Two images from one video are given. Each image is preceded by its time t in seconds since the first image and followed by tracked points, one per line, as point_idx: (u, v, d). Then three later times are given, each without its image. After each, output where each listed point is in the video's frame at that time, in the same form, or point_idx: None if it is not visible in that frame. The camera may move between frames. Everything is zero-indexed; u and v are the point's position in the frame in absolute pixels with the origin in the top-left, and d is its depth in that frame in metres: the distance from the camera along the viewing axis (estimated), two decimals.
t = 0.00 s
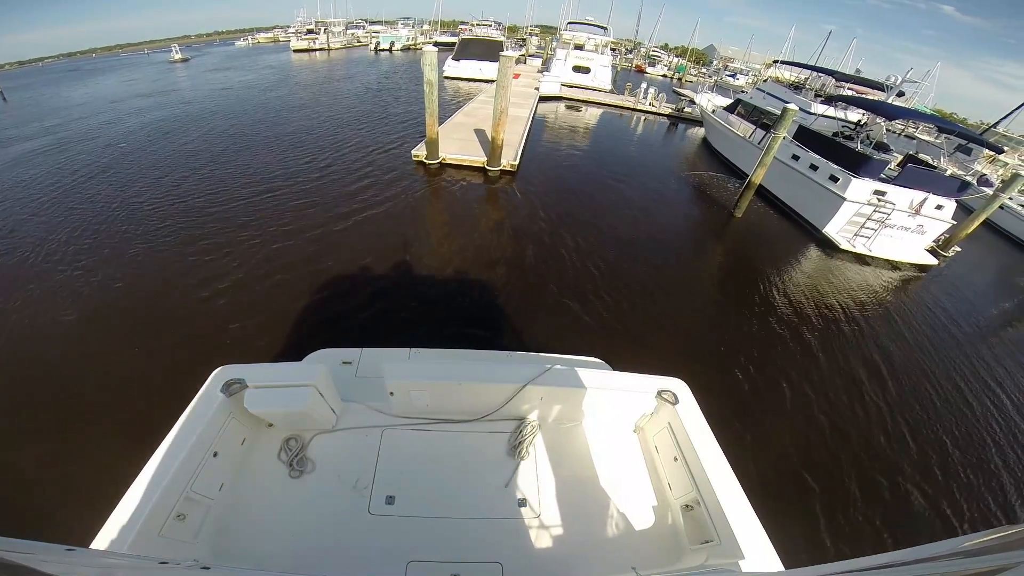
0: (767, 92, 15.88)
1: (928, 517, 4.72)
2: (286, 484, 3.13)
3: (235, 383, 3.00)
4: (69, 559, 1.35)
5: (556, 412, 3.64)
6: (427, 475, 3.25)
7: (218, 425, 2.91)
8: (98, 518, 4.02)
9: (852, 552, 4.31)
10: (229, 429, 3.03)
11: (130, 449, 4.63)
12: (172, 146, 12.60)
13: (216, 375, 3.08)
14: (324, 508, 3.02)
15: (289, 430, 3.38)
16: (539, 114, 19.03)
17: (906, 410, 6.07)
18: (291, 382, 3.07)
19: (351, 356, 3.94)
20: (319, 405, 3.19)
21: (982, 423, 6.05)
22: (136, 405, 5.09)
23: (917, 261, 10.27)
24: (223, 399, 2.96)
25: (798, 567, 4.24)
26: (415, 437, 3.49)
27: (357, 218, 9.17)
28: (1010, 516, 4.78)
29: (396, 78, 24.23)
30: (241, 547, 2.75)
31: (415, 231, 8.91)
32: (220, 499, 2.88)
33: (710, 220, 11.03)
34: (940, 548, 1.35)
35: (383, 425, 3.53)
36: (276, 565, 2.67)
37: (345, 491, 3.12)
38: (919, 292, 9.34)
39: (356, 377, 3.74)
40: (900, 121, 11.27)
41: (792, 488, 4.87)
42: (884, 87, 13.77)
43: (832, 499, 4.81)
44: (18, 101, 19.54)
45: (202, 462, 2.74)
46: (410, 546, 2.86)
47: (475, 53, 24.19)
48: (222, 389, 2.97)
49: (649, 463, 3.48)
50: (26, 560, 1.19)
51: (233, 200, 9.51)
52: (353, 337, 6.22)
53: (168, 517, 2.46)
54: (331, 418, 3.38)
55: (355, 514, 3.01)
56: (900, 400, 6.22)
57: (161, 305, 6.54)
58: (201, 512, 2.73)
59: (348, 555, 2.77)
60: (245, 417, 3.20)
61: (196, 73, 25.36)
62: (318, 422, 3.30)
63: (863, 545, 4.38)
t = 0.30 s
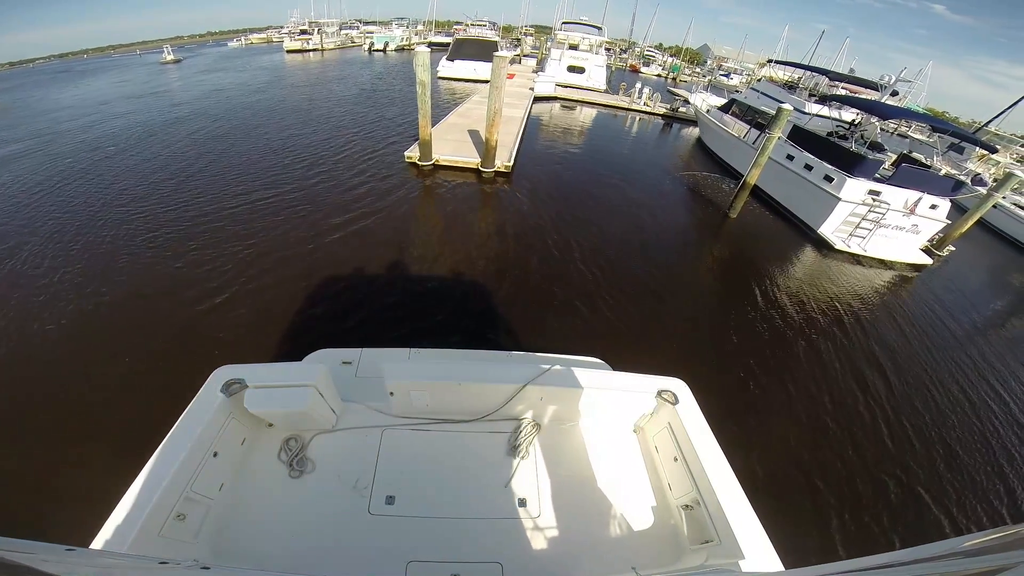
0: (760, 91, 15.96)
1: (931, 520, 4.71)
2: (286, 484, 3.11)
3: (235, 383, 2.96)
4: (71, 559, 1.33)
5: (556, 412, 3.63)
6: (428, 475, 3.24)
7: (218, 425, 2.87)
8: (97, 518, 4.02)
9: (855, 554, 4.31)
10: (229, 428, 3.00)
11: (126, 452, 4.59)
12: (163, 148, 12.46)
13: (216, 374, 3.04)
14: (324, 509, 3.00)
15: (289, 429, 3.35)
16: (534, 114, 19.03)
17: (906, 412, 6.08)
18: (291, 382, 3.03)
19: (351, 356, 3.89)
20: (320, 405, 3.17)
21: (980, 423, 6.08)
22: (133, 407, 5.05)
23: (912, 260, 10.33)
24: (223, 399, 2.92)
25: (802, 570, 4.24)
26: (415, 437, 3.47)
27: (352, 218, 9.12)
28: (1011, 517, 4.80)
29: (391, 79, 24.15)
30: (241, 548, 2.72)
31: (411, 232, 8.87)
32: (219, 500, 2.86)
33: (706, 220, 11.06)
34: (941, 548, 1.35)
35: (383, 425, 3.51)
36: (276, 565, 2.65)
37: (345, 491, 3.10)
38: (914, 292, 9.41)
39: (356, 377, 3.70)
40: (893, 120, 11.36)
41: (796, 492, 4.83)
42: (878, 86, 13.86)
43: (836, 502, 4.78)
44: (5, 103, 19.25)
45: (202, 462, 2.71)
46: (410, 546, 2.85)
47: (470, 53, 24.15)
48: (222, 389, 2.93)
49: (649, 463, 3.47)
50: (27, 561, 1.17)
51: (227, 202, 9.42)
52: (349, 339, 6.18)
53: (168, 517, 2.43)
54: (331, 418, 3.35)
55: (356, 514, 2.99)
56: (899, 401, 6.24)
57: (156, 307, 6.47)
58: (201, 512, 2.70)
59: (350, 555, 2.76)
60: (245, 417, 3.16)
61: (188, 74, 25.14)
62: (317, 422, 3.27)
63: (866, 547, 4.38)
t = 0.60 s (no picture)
0: (755, 91, 16.02)
1: (935, 520, 4.72)
2: (286, 484, 3.08)
3: (236, 383, 2.93)
4: (70, 558, 1.29)
5: (556, 413, 3.62)
6: (429, 475, 3.22)
7: (218, 425, 2.84)
8: (97, 518, 4.02)
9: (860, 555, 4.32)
10: (229, 428, 2.97)
11: (124, 456, 4.55)
12: (155, 150, 12.33)
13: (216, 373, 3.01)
14: (324, 509, 2.98)
15: (289, 429, 3.32)
16: (529, 114, 19.03)
17: (907, 412, 6.09)
18: (291, 382, 3.00)
19: (352, 356, 3.83)
20: (320, 405, 3.13)
21: (980, 424, 6.09)
22: (130, 408, 5.03)
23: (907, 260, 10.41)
24: (223, 399, 2.88)
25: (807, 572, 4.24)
26: (415, 438, 3.45)
27: (348, 220, 9.06)
28: (1014, 518, 4.80)
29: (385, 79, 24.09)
30: (241, 548, 2.70)
31: (408, 232, 8.85)
32: (220, 499, 2.83)
33: (701, 221, 11.09)
34: (942, 548, 1.34)
35: (383, 425, 3.49)
36: (276, 566, 2.63)
37: (345, 491, 3.08)
38: (910, 291, 9.47)
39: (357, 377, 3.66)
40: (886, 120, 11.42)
41: (797, 493, 4.84)
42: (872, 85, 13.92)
43: (838, 504, 4.78)
44: None
45: (202, 462, 2.68)
46: (410, 546, 2.83)
47: (464, 54, 24.10)
48: (222, 389, 2.90)
49: (649, 464, 3.46)
50: (26, 561, 1.14)
51: (220, 204, 9.33)
52: (346, 341, 6.13)
53: (168, 517, 2.40)
54: (331, 418, 3.32)
55: (357, 514, 2.97)
56: (900, 402, 6.24)
57: (151, 310, 6.39)
58: (201, 512, 2.67)
59: (351, 555, 2.74)
60: (245, 417, 3.13)
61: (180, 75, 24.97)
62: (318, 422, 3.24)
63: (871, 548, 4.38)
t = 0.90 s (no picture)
0: (749, 90, 16.07)
1: (939, 521, 4.72)
2: (285, 485, 3.05)
3: (236, 383, 2.90)
4: (69, 558, 1.26)
5: (555, 414, 3.60)
6: (428, 475, 3.20)
7: (218, 425, 2.81)
8: (96, 518, 4.00)
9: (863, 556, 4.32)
10: (229, 428, 2.93)
11: (121, 458, 4.51)
12: (147, 152, 12.21)
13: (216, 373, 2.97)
14: (325, 507, 2.96)
15: (289, 429, 3.29)
16: (524, 114, 19.02)
17: (905, 411, 6.11)
18: (291, 382, 2.97)
19: (352, 356, 3.79)
20: (320, 406, 3.10)
21: (977, 422, 6.12)
22: (127, 409, 4.99)
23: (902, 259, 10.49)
24: (222, 399, 2.85)
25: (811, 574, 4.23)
26: (415, 437, 3.43)
27: (343, 221, 9.00)
28: (1016, 518, 4.82)
29: (380, 80, 23.99)
30: (241, 548, 2.67)
31: (404, 233, 8.82)
32: (219, 499, 2.80)
33: (697, 221, 11.11)
34: (941, 549, 1.34)
35: (383, 425, 3.46)
36: (276, 565, 2.61)
37: (345, 491, 3.05)
38: (906, 290, 9.54)
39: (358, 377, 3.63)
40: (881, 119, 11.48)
41: (797, 494, 4.86)
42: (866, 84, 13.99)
43: (840, 506, 4.78)
44: None
45: (201, 462, 2.64)
46: (410, 545, 2.81)
47: (459, 54, 24.04)
48: (222, 389, 2.87)
49: (648, 464, 3.44)
50: (25, 561, 1.11)
51: (214, 205, 9.24)
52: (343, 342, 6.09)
53: (168, 516, 2.37)
54: (331, 418, 3.29)
55: (357, 514, 2.94)
56: (898, 401, 6.27)
57: (147, 312, 6.33)
58: (201, 512, 2.64)
59: (351, 556, 2.72)
60: (245, 417, 3.10)
61: (171, 76, 24.77)
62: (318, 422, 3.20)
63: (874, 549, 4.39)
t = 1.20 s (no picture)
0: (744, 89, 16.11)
1: (941, 521, 4.73)
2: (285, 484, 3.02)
3: (236, 383, 2.87)
4: (69, 558, 1.23)
5: (555, 413, 3.58)
6: (429, 475, 3.17)
7: (218, 425, 2.78)
8: (96, 518, 3.97)
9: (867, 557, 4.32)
10: (229, 428, 2.91)
11: (120, 458, 4.47)
12: (138, 153, 12.09)
13: (216, 373, 2.95)
14: (326, 507, 2.93)
15: (289, 429, 3.26)
16: (519, 114, 18.99)
17: (903, 411, 6.14)
18: (291, 381, 2.94)
19: (351, 356, 3.78)
20: (320, 405, 3.08)
21: (974, 421, 6.17)
22: (125, 410, 4.95)
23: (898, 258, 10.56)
24: (222, 399, 2.83)
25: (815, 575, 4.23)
26: (415, 437, 3.40)
27: (339, 222, 8.94)
28: (1016, 516, 4.85)
29: (374, 80, 23.90)
30: (241, 548, 2.64)
31: (401, 233, 8.78)
32: (219, 499, 2.77)
33: (693, 220, 11.14)
34: (938, 550, 1.34)
35: (383, 425, 3.44)
36: (276, 565, 2.59)
37: (345, 491, 3.03)
38: (901, 288, 9.61)
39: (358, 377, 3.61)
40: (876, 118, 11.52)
41: (795, 493, 4.88)
42: (861, 82, 14.04)
43: (843, 507, 4.78)
44: None
45: (201, 461, 2.62)
46: (411, 545, 2.80)
47: (453, 54, 23.99)
48: (222, 389, 2.84)
49: (648, 464, 3.43)
50: (24, 562, 1.08)
51: (207, 207, 9.17)
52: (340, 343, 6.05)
53: (168, 516, 2.34)
54: (331, 418, 3.26)
55: (357, 514, 2.92)
56: (896, 401, 6.29)
57: (142, 313, 6.27)
58: (201, 512, 2.61)
59: (352, 556, 2.70)
60: (245, 417, 3.07)
61: (163, 77, 24.57)
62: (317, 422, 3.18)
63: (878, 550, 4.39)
